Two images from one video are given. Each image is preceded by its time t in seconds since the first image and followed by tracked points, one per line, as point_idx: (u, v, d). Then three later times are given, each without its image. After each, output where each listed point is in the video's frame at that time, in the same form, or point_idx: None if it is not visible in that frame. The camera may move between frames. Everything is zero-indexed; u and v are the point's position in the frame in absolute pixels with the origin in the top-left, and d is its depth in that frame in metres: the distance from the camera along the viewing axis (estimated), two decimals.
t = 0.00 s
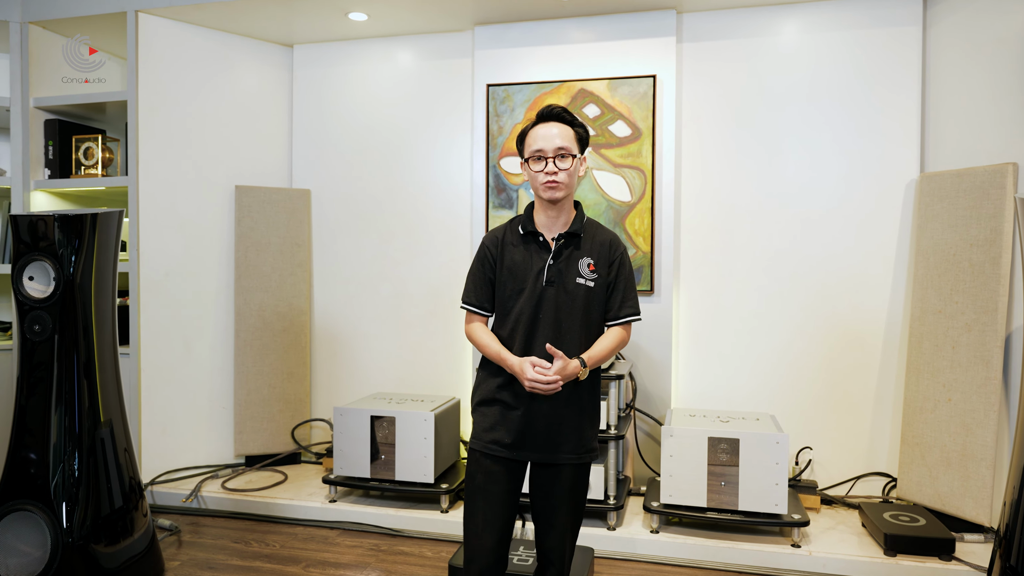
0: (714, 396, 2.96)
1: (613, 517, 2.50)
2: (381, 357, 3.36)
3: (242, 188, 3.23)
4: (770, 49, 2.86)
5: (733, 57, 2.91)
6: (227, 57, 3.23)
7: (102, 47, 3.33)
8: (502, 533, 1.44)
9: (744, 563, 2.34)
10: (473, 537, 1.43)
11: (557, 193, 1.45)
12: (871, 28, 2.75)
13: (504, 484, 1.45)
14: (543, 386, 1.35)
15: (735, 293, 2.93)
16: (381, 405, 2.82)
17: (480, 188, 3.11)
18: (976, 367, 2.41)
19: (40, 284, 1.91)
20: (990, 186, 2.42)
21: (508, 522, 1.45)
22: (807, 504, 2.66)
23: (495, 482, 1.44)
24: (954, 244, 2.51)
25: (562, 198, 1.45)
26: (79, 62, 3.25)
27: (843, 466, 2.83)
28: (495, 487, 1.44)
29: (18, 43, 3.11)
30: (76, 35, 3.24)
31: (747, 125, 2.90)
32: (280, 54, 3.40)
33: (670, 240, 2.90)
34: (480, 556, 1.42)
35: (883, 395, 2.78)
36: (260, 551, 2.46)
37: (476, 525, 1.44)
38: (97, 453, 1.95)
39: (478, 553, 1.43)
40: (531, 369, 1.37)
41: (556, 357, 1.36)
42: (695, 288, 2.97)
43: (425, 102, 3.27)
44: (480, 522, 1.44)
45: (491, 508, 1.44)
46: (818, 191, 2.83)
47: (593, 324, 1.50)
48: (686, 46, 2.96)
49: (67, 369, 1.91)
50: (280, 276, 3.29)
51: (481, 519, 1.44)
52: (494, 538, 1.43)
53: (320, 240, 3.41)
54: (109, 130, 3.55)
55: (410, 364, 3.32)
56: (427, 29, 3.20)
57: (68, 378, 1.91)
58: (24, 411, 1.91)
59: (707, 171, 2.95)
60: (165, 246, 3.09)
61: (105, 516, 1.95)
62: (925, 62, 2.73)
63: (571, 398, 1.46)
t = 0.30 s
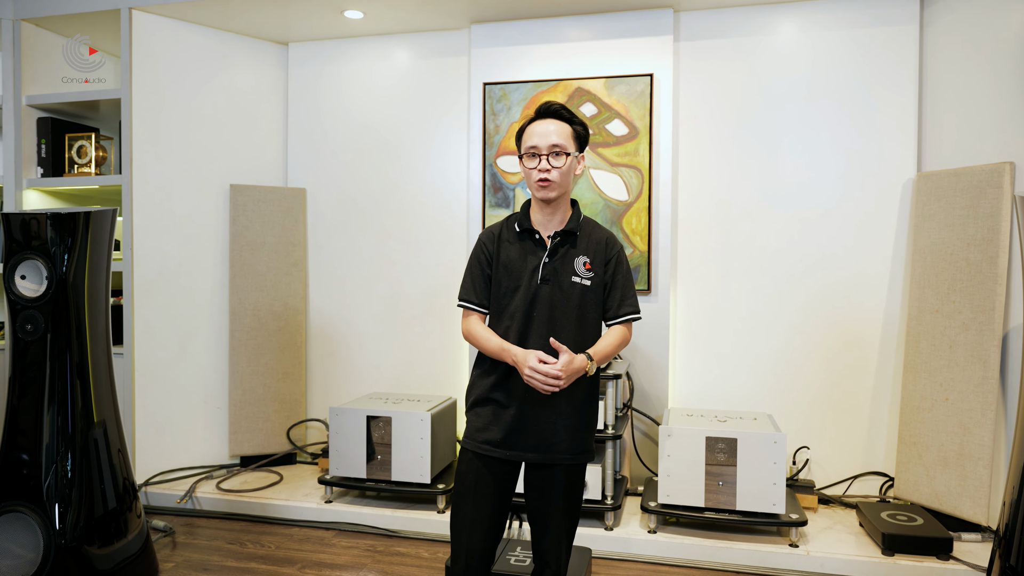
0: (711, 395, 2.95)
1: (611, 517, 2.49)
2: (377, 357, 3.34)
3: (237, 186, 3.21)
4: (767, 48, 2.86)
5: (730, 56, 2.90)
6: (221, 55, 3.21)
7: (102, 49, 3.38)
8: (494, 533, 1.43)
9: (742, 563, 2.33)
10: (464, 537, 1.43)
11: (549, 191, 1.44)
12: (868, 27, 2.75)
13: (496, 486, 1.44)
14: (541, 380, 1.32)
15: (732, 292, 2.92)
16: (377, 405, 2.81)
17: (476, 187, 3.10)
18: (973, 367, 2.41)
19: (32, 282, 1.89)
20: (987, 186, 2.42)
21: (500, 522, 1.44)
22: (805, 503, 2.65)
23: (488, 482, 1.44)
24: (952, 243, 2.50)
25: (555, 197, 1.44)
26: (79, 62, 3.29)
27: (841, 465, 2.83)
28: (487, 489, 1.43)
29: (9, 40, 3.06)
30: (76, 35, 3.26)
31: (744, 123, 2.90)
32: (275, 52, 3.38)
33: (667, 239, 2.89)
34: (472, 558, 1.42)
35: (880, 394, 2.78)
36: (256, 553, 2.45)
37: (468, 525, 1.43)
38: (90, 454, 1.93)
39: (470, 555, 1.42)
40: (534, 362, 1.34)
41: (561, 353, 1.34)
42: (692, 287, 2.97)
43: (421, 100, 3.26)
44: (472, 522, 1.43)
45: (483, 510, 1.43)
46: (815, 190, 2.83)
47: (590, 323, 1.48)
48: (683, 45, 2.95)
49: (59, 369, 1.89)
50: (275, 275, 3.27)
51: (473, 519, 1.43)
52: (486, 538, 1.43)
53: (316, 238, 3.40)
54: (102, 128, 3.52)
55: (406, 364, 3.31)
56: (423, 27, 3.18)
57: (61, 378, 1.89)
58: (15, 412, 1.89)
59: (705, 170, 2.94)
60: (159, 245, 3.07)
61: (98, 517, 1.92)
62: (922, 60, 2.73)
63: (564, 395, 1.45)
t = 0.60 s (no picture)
0: (709, 396, 2.94)
1: (609, 518, 2.49)
2: (373, 357, 3.32)
3: (232, 186, 3.19)
4: (764, 48, 2.85)
5: (727, 56, 2.89)
6: (216, 53, 3.19)
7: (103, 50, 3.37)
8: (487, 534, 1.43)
9: (740, 563, 2.33)
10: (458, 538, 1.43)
11: (540, 192, 1.43)
12: (865, 27, 2.75)
13: (489, 488, 1.43)
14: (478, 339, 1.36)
15: (729, 292, 2.92)
16: (373, 406, 2.79)
17: (473, 187, 3.09)
18: (970, 367, 2.41)
19: (23, 282, 1.85)
20: (985, 185, 2.42)
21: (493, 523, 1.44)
22: (802, 503, 2.65)
23: (480, 484, 1.43)
24: (949, 243, 2.50)
25: (546, 197, 1.43)
26: (79, 62, 3.29)
27: (838, 465, 2.83)
28: (480, 492, 1.43)
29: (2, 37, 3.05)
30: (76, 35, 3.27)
31: (741, 123, 2.89)
32: (270, 50, 3.36)
33: (664, 239, 2.88)
34: (466, 561, 1.42)
35: (878, 394, 2.78)
36: (251, 555, 2.42)
37: (462, 527, 1.43)
38: (83, 455, 1.90)
39: (464, 558, 1.42)
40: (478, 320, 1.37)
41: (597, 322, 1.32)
42: (689, 287, 2.96)
43: (418, 99, 3.24)
44: (466, 524, 1.43)
45: (476, 513, 1.43)
46: (812, 190, 2.83)
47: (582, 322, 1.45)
48: (680, 44, 2.94)
49: (52, 369, 1.86)
50: (271, 275, 3.24)
51: (467, 521, 1.43)
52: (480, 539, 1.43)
53: (311, 238, 3.38)
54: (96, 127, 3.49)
55: (402, 363, 3.29)
56: (419, 25, 3.17)
57: (53, 378, 1.86)
58: (5, 412, 1.84)
59: (702, 170, 2.94)
60: (153, 244, 3.04)
61: (92, 519, 1.89)
62: (919, 59, 2.72)
63: (555, 394, 1.42)
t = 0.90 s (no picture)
0: (705, 395, 2.94)
1: (605, 518, 2.48)
2: (369, 357, 3.31)
3: (226, 184, 3.16)
4: (761, 46, 2.85)
5: (724, 54, 2.89)
6: (210, 51, 3.16)
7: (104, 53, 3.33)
8: (478, 535, 1.42)
9: (737, 563, 2.32)
10: (449, 540, 1.42)
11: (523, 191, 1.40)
12: (862, 26, 2.75)
13: (478, 489, 1.42)
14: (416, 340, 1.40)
15: (726, 291, 2.91)
16: (369, 406, 2.77)
17: (470, 186, 3.07)
18: (967, 365, 2.41)
19: (15, 280, 1.81)
20: (982, 184, 2.42)
21: (484, 524, 1.42)
22: (799, 502, 2.65)
23: (469, 485, 1.42)
24: (946, 242, 2.50)
25: (528, 197, 1.41)
26: (80, 63, 3.27)
27: (835, 464, 2.83)
28: (469, 493, 1.41)
29: None
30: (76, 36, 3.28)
31: (737, 122, 2.89)
32: (265, 48, 3.34)
33: (661, 238, 2.87)
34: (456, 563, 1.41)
35: (874, 393, 2.77)
36: (246, 556, 2.40)
37: (452, 528, 1.42)
38: (75, 456, 1.86)
39: (455, 560, 1.41)
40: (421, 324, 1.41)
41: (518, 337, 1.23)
42: (686, 286, 2.95)
43: (414, 97, 3.22)
44: (455, 525, 1.42)
45: (466, 514, 1.42)
46: (810, 189, 2.82)
47: (563, 318, 1.42)
48: (677, 43, 2.94)
49: (43, 368, 1.82)
50: (266, 274, 3.22)
51: (457, 522, 1.42)
52: (471, 540, 1.41)
53: (307, 237, 3.35)
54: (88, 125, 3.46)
55: (398, 363, 3.27)
56: (415, 23, 3.15)
57: (45, 377, 1.82)
58: None
59: (699, 169, 2.93)
60: (147, 243, 3.02)
61: (84, 521, 1.85)
62: (916, 58, 2.72)
63: (541, 392, 1.40)
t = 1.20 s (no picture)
0: (701, 393, 2.94)
1: (602, 516, 2.47)
2: (364, 355, 3.29)
3: (220, 182, 3.14)
4: (757, 44, 2.85)
5: (720, 52, 2.88)
6: (205, 48, 3.14)
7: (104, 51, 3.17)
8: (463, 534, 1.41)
9: (734, 561, 2.32)
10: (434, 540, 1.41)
11: (494, 184, 1.39)
12: (858, 23, 2.75)
13: (460, 487, 1.41)
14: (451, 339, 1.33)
15: (722, 289, 2.91)
16: (364, 404, 2.76)
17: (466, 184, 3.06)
18: (963, 363, 2.41)
19: (6, 277, 1.79)
20: (978, 182, 2.42)
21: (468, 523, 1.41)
22: (796, 501, 2.65)
23: (451, 484, 1.41)
24: (942, 239, 2.50)
25: (500, 188, 1.40)
26: (80, 63, 3.12)
27: (831, 462, 2.82)
28: (452, 491, 1.41)
29: None
30: (76, 35, 3.18)
31: (733, 120, 2.89)
32: (259, 45, 3.32)
33: (657, 236, 2.87)
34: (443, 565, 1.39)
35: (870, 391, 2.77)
36: (240, 555, 2.39)
37: (437, 528, 1.41)
38: (68, 455, 1.84)
39: (440, 562, 1.39)
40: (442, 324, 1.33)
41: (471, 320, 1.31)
42: (683, 284, 2.95)
43: (409, 95, 3.21)
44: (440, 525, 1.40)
45: (450, 515, 1.40)
46: (806, 187, 2.82)
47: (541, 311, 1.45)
48: (673, 40, 2.93)
49: (35, 366, 1.80)
50: (260, 272, 3.20)
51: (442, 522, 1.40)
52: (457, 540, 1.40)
53: (302, 235, 3.34)
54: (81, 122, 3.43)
55: (393, 362, 3.26)
56: (410, 20, 3.14)
57: (36, 376, 1.80)
58: None
59: (695, 166, 2.93)
60: (141, 241, 3.00)
61: (77, 520, 1.83)
62: (912, 56, 2.72)
63: (521, 385, 1.41)
